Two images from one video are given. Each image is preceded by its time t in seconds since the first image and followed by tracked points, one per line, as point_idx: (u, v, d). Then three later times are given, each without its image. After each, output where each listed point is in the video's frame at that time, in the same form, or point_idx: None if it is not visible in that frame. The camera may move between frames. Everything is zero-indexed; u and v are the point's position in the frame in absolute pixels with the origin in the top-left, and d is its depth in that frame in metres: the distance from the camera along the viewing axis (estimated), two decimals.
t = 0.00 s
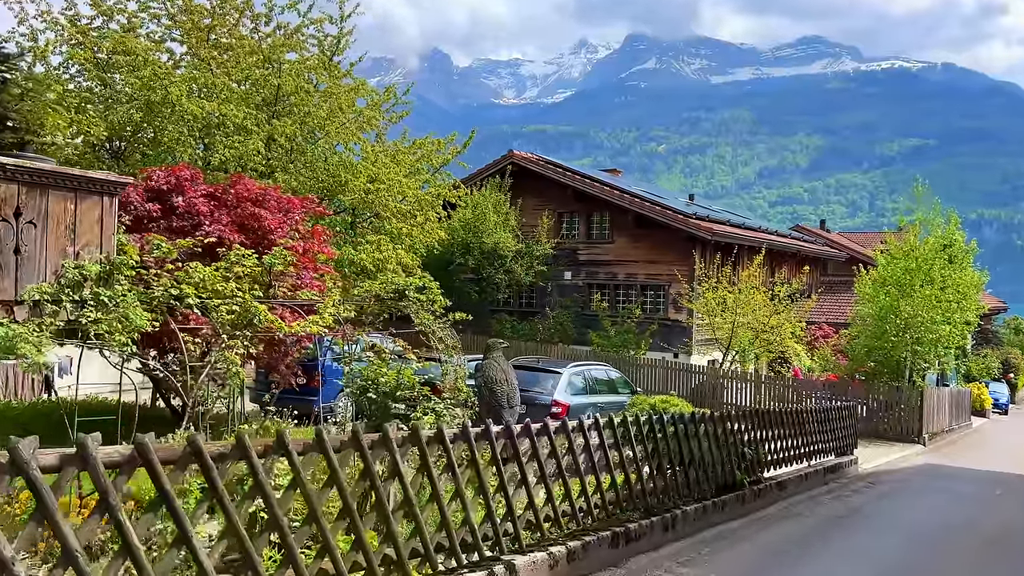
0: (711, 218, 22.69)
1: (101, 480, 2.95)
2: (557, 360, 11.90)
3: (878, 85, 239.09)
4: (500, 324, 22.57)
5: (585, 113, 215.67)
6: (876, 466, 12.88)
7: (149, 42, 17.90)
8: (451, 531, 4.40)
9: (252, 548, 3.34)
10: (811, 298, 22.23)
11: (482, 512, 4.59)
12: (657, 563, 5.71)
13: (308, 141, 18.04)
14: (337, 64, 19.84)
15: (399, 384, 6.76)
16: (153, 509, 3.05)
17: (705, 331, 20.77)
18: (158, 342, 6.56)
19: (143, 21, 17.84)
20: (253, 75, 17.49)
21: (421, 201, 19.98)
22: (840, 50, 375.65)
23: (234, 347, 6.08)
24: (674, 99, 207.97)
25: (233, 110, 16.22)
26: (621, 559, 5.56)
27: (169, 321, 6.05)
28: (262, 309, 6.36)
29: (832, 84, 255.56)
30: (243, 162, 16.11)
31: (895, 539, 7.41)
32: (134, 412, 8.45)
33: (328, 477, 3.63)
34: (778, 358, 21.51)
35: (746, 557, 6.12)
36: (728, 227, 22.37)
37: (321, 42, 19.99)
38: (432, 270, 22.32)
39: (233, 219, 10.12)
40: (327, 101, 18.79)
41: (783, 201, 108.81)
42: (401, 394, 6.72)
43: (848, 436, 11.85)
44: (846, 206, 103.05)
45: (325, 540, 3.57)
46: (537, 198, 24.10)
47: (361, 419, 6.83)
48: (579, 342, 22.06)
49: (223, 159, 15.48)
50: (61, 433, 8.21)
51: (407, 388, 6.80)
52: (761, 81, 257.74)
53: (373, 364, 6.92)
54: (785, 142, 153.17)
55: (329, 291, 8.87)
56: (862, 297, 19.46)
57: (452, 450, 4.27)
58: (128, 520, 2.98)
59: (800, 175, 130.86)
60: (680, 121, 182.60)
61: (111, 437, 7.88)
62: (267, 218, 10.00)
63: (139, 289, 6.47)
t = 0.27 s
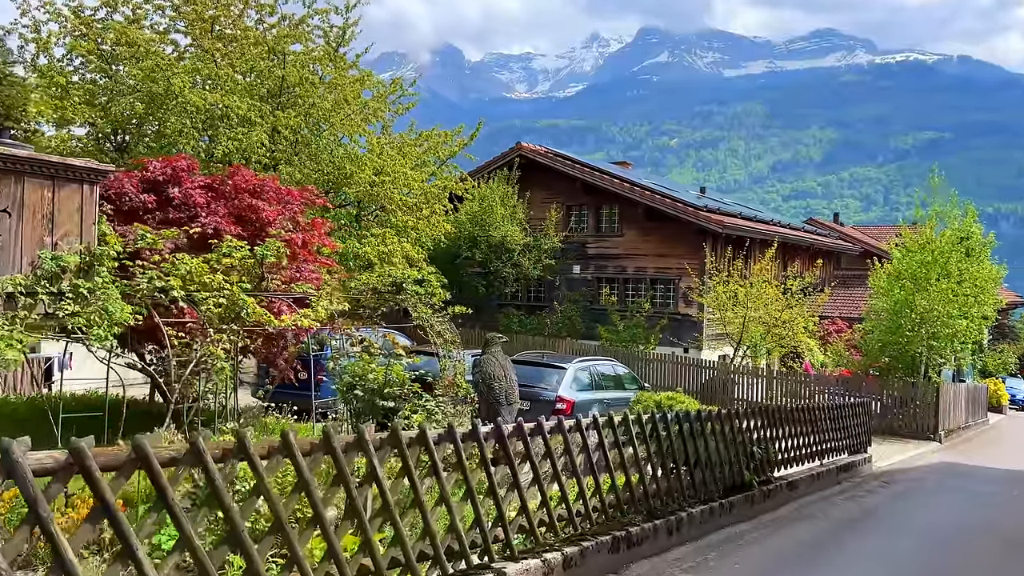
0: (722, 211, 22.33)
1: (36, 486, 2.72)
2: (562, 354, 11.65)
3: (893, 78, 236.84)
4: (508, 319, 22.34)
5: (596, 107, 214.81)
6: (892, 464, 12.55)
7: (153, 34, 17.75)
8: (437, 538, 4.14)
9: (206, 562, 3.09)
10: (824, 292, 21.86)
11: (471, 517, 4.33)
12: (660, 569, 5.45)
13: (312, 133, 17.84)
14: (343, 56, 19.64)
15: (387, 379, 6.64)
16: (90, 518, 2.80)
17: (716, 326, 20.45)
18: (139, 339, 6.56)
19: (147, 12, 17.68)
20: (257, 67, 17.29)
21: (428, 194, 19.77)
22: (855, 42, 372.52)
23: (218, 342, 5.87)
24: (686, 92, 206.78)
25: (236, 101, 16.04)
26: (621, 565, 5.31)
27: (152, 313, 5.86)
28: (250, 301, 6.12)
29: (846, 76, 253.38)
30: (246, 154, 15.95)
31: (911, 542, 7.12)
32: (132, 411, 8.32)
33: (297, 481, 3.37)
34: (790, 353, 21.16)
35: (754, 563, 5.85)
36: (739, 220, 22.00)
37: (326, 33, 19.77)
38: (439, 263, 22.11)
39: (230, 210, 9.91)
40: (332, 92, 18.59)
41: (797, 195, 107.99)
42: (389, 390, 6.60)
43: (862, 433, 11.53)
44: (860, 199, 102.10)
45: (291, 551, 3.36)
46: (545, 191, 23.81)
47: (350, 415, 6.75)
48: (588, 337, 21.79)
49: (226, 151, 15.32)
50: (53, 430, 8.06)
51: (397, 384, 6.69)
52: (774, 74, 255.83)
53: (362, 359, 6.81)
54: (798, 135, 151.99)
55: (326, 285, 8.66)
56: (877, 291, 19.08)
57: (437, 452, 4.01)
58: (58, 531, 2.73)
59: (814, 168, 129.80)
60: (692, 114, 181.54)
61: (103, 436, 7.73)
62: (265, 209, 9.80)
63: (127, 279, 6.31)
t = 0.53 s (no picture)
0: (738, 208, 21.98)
1: None
2: (573, 354, 11.39)
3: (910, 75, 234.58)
4: (519, 318, 22.10)
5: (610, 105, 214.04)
6: (913, 468, 12.19)
7: (162, 30, 17.63)
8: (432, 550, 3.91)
9: None
10: (841, 290, 21.47)
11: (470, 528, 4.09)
12: None
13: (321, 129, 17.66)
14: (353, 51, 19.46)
15: (385, 382, 6.98)
16: (35, 535, 2.57)
17: (731, 325, 20.11)
18: (139, 343, 6.60)
19: (155, 7, 17.54)
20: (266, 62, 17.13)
21: (438, 191, 19.56)
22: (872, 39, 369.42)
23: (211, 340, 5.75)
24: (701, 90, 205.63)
25: (244, 97, 15.87)
26: None
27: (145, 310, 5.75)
28: (245, 299, 5.99)
29: (863, 73, 251.30)
30: (255, 151, 15.80)
31: (936, 551, 6.81)
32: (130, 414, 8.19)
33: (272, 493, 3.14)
34: (806, 353, 20.78)
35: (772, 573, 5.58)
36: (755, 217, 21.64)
37: (336, 29, 19.58)
38: (450, 262, 21.89)
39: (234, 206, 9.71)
40: (342, 88, 18.42)
41: (813, 194, 107.06)
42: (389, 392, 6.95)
43: (881, 435, 11.20)
44: (877, 198, 101.06)
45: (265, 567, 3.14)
46: (558, 188, 23.55)
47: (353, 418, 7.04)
48: (601, 336, 21.52)
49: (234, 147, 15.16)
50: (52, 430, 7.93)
51: (394, 386, 7.00)
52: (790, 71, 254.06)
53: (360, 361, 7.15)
54: (814, 133, 150.71)
55: (329, 282, 8.46)
56: (896, 289, 18.68)
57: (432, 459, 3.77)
58: None
59: (830, 167, 128.68)
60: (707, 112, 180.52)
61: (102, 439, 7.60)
62: (270, 205, 9.64)
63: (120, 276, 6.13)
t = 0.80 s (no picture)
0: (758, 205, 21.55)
1: None
2: (588, 353, 11.10)
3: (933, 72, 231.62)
4: (535, 317, 21.82)
5: (628, 104, 213.15)
6: (941, 473, 11.77)
7: (176, 27, 17.52)
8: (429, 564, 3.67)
9: None
10: (864, 289, 21.00)
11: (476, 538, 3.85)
12: None
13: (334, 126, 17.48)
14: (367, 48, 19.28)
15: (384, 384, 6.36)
16: None
17: (751, 324, 19.71)
18: (144, 342, 6.74)
19: (169, 5, 17.45)
20: (278, 58, 16.99)
21: (453, 188, 19.35)
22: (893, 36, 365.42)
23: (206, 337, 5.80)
24: (720, 88, 204.20)
25: (256, 93, 15.71)
26: None
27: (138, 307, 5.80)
28: (241, 295, 6.07)
29: (884, 71, 248.46)
30: (266, 148, 15.65)
31: (971, 563, 6.46)
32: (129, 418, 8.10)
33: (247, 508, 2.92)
34: (828, 353, 20.33)
35: None
36: (775, 214, 21.20)
37: (350, 25, 19.40)
38: (465, 260, 21.67)
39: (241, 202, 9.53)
40: (355, 85, 18.24)
41: (834, 192, 105.85)
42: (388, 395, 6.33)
43: (908, 439, 10.82)
44: (899, 196, 99.78)
45: None
46: (574, 185, 23.26)
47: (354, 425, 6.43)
48: (617, 335, 21.20)
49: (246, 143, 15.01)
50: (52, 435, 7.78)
51: (395, 388, 6.45)
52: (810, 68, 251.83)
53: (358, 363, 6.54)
54: (835, 131, 149.15)
55: (336, 280, 8.24)
56: (921, 288, 18.20)
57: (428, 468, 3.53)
58: None
59: (851, 165, 127.27)
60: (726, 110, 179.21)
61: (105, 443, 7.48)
62: (277, 201, 9.45)
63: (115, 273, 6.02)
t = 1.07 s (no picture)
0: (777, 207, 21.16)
1: None
2: (602, 359, 10.80)
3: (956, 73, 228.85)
4: (550, 321, 21.57)
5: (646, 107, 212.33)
6: (969, 483, 11.37)
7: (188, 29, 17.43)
8: None
9: None
10: (887, 293, 20.53)
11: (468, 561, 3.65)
12: None
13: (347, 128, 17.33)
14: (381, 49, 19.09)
15: (379, 392, 6.00)
16: None
17: (770, 329, 19.34)
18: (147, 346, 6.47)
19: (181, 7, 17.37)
20: (290, 60, 16.86)
21: (467, 191, 19.11)
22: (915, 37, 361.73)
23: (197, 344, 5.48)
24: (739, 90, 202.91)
25: (268, 95, 15.58)
26: None
27: (128, 312, 5.51)
28: (236, 300, 5.72)
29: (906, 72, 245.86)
30: (278, 150, 15.49)
31: None
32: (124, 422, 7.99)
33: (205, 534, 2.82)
34: (850, 358, 19.91)
35: None
36: (796, 216, 20.80)
37: (363, 26, 19.23)
38: (479, 263, 21.44)
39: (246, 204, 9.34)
40: (368, 86, 18.06)
41: (856, 195, 104.66)
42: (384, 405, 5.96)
43: (935, 448, 10.43)
44: (921, 199, 98.45)
45: None
46: (590, 187, 22.97)
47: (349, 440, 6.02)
48: (634, 339, 20.90)
49: (257, 146, 14.85)
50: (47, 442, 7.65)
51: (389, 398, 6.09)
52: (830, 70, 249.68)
53: (350, 372, 6.18)
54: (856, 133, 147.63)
55: (340, 284, 8.01)
56: (947, 292, 17.73)
57: (417, 488, 3.39)
58: None
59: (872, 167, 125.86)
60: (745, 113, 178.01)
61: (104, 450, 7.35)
62: (283, 203, 9.26)
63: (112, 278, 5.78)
